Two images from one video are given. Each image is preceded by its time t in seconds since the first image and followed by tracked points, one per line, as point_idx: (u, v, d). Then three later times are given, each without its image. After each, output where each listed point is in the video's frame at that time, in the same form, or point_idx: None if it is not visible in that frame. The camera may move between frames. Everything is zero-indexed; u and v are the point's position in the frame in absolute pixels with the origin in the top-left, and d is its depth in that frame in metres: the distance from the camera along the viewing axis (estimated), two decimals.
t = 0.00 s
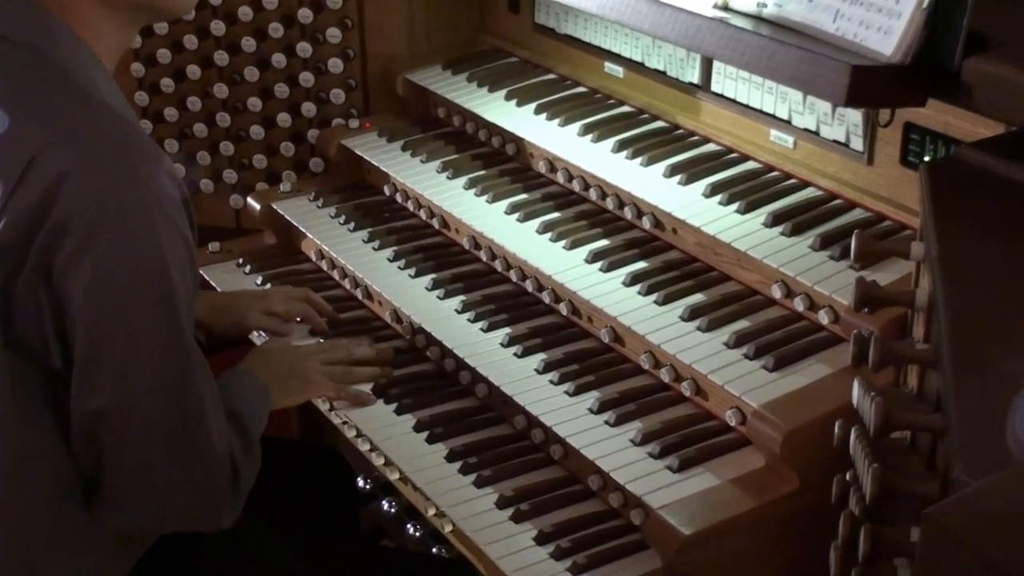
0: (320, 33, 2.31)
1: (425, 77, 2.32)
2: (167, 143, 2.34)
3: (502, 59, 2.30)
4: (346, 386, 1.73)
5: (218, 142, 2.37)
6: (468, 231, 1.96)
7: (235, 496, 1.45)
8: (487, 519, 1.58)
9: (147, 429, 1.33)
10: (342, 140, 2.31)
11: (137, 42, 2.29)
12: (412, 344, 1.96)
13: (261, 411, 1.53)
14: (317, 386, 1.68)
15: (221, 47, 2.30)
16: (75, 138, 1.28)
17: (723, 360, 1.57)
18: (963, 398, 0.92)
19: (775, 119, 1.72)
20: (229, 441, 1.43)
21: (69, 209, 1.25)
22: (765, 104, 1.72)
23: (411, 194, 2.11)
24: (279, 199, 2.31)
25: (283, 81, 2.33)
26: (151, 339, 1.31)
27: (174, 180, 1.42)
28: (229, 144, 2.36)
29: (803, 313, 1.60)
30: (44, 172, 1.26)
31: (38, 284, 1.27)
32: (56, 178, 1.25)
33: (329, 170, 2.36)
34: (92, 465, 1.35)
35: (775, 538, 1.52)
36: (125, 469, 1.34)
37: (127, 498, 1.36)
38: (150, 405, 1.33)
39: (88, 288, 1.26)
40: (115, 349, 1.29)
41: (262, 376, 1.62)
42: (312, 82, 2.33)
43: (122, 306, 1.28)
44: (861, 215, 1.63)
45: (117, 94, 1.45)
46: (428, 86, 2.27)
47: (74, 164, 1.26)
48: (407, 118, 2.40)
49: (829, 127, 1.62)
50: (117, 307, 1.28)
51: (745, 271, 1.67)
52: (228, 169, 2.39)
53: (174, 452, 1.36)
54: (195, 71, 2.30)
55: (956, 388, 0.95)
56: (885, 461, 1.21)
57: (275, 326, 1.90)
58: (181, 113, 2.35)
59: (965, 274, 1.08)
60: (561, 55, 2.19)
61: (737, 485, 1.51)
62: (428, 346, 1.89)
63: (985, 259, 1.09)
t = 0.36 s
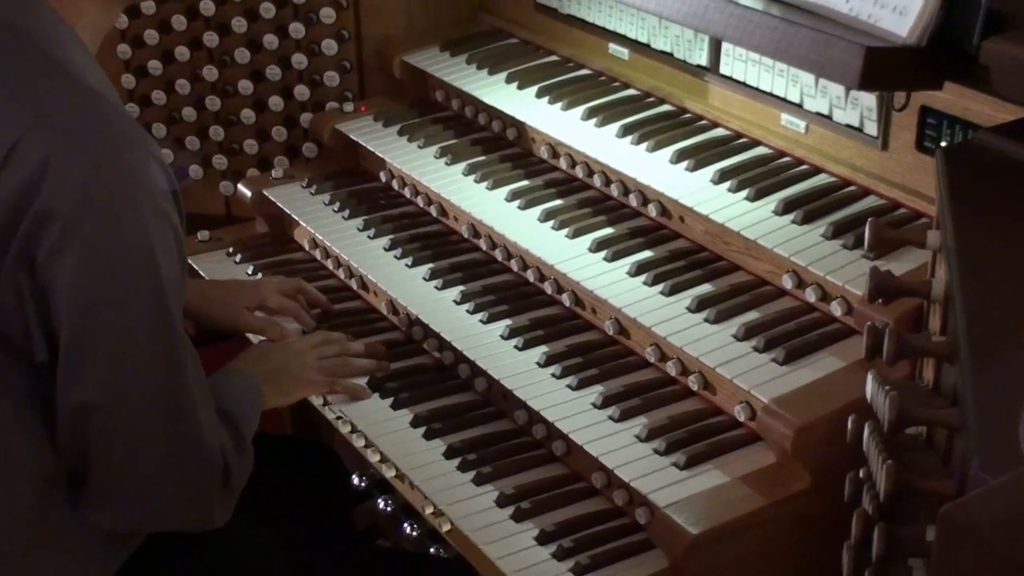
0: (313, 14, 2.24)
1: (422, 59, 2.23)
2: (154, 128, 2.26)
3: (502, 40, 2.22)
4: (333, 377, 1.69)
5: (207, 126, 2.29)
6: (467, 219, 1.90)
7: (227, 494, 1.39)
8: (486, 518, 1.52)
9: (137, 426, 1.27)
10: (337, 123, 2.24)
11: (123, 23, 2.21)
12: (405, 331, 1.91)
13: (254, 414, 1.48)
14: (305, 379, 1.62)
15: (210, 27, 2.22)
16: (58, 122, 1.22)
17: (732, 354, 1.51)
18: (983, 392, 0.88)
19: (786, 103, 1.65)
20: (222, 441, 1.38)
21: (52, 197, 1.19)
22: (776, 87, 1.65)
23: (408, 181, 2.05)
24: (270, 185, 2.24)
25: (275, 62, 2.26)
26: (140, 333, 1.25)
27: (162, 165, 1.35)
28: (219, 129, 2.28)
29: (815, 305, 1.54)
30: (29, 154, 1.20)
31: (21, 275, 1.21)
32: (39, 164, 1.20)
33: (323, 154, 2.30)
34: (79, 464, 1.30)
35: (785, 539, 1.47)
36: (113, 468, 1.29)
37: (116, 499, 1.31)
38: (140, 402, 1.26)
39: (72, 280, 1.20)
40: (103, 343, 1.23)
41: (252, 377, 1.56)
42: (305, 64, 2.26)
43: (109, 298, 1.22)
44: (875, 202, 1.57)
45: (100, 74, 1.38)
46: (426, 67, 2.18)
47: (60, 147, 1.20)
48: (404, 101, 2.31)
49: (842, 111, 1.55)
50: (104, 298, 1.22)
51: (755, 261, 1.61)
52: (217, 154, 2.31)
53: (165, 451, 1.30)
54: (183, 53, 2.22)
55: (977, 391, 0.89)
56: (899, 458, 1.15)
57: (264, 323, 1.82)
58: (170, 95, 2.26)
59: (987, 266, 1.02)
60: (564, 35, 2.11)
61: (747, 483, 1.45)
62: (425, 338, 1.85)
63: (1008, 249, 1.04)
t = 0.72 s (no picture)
0: None
1: (419, 42, 2.16)
2: (141, 113, 2.21)
3: (503, 24, 2.16)
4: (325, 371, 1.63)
5: (196, 113, 2.24)
6: (465, 209, 1.84)
7: (217, 491, 1.33)
8: (486, 519, 1.47)
9: (125, 427, 1.22)
10: (331, 109, 2.17)
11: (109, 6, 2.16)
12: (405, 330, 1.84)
13: (245, 405, 1.41)
14: (294, 373, 1.58)
15: (199, 10, 2.17)
16: (42, 111, 1.17)
17: (740, 349, 1.46)
18: (1005, 393, 0.83)
19: (797, 89, 1.59)
20: (211, 435, 1.32)
21: (35, 188, 1.14)
22: (786, 71, 1.59)
23: (405, 169, 1.99)
24: (262, 174, 2.18)
25: (266, 47, 2.19)
26: (128, 330, 1.20)
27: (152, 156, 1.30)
28: (208, 115, 2.22)
29: (827, 298, 1.49)
30: (11, 146, 1.15)
31: (4, 270, 1.16)
32: (22, 154, 1.15)
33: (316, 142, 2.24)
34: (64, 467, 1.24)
35: (796, 541, 1.41)
36: (100, 472, 1.24)
37: (98, 504, 1.25)
38: (128, 402, 1.22)
39: (57, 273, 1.15)
40: (89, 341, 1.18)
41: (240, 361, 1.51)
42: (298, 48, 2.19)
43: (95, 293, 1.17)
44: (890, 191, 1.51)
45: (88, 59, 1.31)
46: (422, 52, 2.12)
47: (45, 138, 1.16)
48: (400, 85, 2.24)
49: (855, 97, 1.50)
50: (91, 294, 1.17)
51: (765, 253, 1.55)
52: (206, 141, 2.25)
53: (154, 451, 1.26)
54: (172, 37, 2.17)
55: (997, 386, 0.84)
56: (915, 455, 1.10)
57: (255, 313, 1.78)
58: (157, 81, 2.21)
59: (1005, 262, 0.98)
60: (567, 18, 2.04)
61: (756, 482, 1.40)
62: (423, 333, 1.78)
63: None
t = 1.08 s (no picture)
0: None
1: (415, 27, 2.10)
2: (126, 101, 2.13)
3: (501, 8, 2.10)
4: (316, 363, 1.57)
5: (184, 100, 2.16)
6: (464, 200, 1.78)
7: (210, 497, 1.26)
8: (486, 522, 1.41)
9: (119, 435, 1.15)
10: (323, 97, 2.13)
11: None
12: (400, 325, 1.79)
13: (241, 397, 1.37)
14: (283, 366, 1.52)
15: None
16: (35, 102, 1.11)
17: (750, 346, 1.40)
18: None
19: (809, 75, 1.53)
20: (206, 438, 1.25)
21: (25, 182, 1.08)
22: (798, 57, 1.53)
23: (400, 159, 1.93)
24: (252, 164, 2.13)
25: (256, 31, 2.13)
26: (121, 332, 1.12)
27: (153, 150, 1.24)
28: (197, 102, 2.15)
29: (838, 292, 1.43)
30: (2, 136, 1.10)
31: None
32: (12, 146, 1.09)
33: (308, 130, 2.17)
34: (52, 472, 1.18)
35: (808, 545, 1.36)
36: (91, 480, 1.17)
37: (88, 512, 1.19)
38: (121, 409, 1.14)
39: (47, 271, 1.09)
40: (80, 343, 1.11)
41: (233, 351, 1.45)
42: (289, 33, 2.14)
43: (87, 292, 1.10)
44: (904, 181, 1.46)
45: (81, 44, 1.26)
46: (417, 36, 2.07)
47: (37, 128, 1.10)
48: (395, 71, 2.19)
49: (868, 83, 1.44)
50: (82, 292, 1.10)
51: (775, 245, 1.50)
52: (195, 130, 2.17)
53: (148, 461, 1.18)
54: (158, 21, 2.09)
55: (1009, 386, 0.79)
56: (933, 454, 1.05)
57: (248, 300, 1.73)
58: (143, 67, 2.13)
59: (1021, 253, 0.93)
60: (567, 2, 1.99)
61: (766, 484, 1.34)
62: (419, 329, 1.72)
63: None
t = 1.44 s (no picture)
0: None
1: (411, 16, 2.05)
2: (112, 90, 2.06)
3: None
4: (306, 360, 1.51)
5: (171, 90, 2.09)
6: (462, 195, 1.73)
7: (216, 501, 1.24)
8: (485, 530, 1.36)
9: (122, 438, 1.13)
10: (316, 88, 2.07)
11: None
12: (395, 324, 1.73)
13: (241, 402, 1.32)
14: (270, 365, 1.46)
15: None
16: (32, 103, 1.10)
17: (759, 347, 1.35)
18: None
19: (820, 65, 1.48)
20: (211, 444, 1.22)
21: (22, 184, 1.06)
22: (809, 47, 1.48)
23: (396, 152, 1.88)
24: (242, 159, 2.07)
25: (246, 19, 2.08)
26: (123, 333, 1.10)
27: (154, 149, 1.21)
28: (185, 93, 2.09)
29: (851, 291, 1.38)
30: None
31: None
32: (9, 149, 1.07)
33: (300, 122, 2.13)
34: (52, 482, 1.14)
35: (820, 555, 1.30)
36: (93, 486, 1.14)
37: (90, 522, 1.16)
38: (122, 412, 1.12)
39: (45, 275, 1.07)
40: (80, 346, 1.09)
41: (218, 352, 1.39)
42: (281, 20, 2.08)
43: (87, 293, 1.08)
44: (920, 176, 1.40)
45: (80, 35, 1.23)
46: (414, 25, 2.02)
47: (35, 129, 1.08)
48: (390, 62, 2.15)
49: (882, 73, 1.39)
50: (82, 293, 1.08)
51: (785, 242, 1.44)
52: (183, 122, 2.11)
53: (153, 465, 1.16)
54: (144, 8, 2.03)
55: None
56: (954, 461, 0.99)
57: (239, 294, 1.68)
58: (129, 56, 2.06)
59: None
60: None
61: (776, 491, 1.29)
62: (416, 329, 1.67)
63: None
